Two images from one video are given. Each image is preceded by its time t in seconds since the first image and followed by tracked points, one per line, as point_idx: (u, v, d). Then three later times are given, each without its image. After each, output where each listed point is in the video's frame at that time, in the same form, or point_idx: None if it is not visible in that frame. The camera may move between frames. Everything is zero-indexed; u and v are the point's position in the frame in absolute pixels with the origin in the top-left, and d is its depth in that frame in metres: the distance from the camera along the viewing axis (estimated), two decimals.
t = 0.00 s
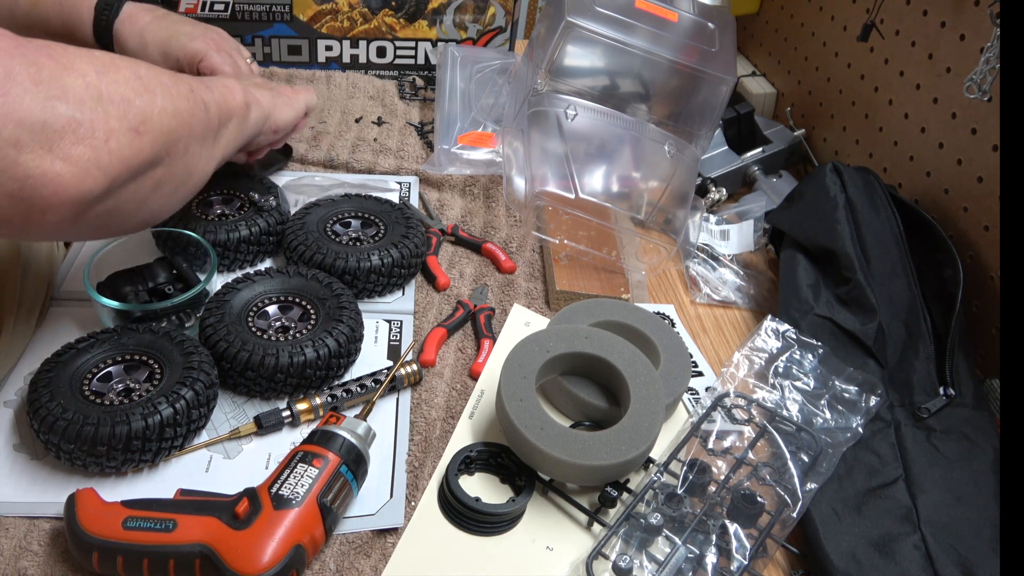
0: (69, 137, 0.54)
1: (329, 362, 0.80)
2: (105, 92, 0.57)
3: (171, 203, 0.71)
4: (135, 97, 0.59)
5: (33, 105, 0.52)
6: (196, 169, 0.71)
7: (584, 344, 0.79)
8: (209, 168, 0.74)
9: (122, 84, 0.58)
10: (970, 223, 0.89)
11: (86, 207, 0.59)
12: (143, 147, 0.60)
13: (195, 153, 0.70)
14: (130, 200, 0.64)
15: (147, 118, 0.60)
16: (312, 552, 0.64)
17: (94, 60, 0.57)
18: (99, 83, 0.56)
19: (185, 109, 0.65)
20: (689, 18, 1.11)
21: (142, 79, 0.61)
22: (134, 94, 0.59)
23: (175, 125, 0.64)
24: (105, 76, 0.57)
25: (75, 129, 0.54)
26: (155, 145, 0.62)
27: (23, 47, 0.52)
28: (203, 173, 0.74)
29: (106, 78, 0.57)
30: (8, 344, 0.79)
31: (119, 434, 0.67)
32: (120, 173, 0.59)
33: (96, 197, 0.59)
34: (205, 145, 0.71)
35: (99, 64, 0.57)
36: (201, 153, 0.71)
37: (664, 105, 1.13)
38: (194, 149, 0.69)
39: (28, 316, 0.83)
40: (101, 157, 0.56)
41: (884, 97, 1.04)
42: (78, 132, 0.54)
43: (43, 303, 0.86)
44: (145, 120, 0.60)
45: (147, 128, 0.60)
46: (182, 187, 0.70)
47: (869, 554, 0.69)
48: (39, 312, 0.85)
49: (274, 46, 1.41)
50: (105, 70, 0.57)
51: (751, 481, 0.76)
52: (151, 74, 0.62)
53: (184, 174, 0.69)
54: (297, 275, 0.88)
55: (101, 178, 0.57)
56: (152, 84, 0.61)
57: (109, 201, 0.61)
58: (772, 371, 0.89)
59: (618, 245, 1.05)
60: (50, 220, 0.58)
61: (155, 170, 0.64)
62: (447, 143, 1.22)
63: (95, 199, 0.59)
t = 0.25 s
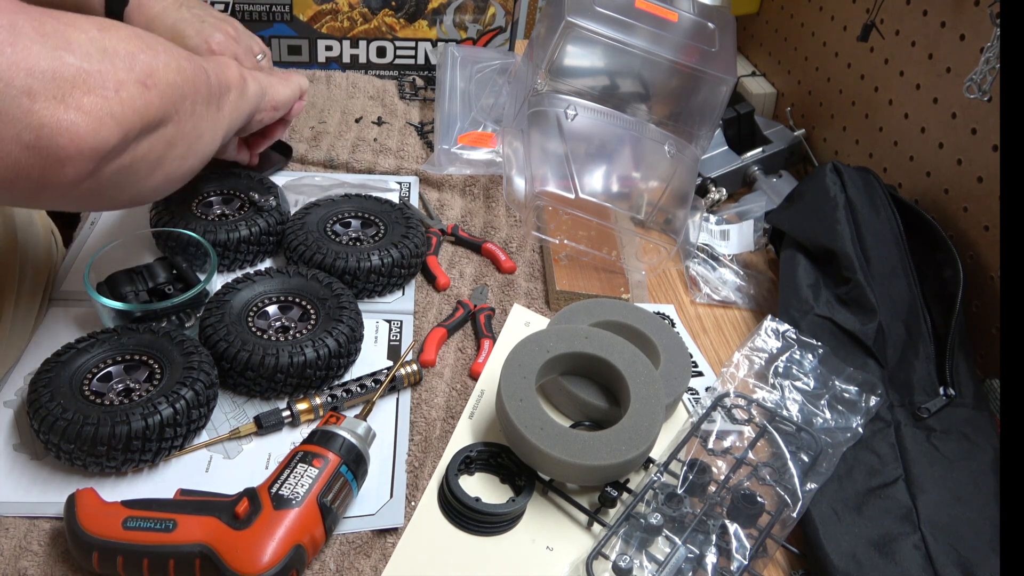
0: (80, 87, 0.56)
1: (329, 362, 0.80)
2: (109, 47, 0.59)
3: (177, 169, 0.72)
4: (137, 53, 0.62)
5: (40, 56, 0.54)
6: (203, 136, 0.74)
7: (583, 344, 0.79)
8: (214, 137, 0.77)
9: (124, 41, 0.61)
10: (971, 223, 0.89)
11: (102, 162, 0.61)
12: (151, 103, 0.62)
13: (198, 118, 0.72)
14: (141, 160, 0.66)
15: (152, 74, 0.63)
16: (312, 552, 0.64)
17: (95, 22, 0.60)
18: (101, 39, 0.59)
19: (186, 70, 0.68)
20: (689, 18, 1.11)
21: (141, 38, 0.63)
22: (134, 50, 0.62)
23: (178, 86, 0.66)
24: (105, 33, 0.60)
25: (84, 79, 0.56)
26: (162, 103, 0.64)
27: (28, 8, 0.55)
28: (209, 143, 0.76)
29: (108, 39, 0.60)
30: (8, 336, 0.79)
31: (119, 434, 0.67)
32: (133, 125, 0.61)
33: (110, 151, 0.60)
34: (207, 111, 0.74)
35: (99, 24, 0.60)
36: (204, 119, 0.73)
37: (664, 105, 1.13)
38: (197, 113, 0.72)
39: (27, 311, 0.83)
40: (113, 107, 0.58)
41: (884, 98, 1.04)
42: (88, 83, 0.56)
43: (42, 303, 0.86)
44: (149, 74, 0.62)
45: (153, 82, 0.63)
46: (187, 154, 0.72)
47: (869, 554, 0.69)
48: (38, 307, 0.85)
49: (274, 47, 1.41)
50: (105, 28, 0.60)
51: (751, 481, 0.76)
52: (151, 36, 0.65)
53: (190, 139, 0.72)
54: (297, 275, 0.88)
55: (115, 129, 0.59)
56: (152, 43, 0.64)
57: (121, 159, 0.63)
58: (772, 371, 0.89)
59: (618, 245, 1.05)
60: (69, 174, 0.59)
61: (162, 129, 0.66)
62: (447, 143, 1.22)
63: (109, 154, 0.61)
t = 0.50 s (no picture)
0: (82, 68, 0.56)
1: (329, 362, 0.80)
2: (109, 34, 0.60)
3: (178, 163, 0.73)
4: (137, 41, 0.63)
5: (40, 37, 0.55)
6: (204, 129, 0.75)
7: (583, 344, 0.79)
8: (215, 132, 0.78)
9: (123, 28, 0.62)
10: (970, 223, 0.89)
11: (106, 146, 0.61)
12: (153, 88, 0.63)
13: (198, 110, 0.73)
14: (144, 148, 0.67)
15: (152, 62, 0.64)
16: (312, 552, 0.64)
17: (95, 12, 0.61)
18: (102, 27, 0.60)
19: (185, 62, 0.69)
20: (689, 18, 1.11)
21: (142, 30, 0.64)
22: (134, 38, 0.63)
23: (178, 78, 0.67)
24: (105, 21, 0.61)
25: (86, 60, 0.57)
26: (163, 88, 0.65)
27: None
28: (210, 136, 0.77)
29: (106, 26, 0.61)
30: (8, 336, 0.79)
31: (119, 434, 0.67)
32: (136, 108, 0.62)
33: (113, 135, 0.61)
34: (206, 105, 0.75)
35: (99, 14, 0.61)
36: (205, 111, 0.74)
37: (664, 105, 1.13)
38: (198, 104, 0.73)
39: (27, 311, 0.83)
40: (115, 88, 0.59)
41: (884, 98, 1.04)
42: (90, 65, 0.57)
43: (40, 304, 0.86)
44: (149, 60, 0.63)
45: (154, 66, 0.64)
46: (190, 148, 0.73)
47: (869, 554, 0.69)
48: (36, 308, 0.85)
49: (274, 47, 1.41)
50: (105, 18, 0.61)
51: (751, 481, 0.76)
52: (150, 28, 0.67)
53: (192, 130, 0.72)
54: (297, 275, 0.88)
55: (119, 110, 0.60)
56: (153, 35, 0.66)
57: (124, 145, 0.64)
58: (772, 371, 0.89)
59: (618, 245, 1.05)
60: (73, 155, 0.59)
61: (165, 117, 0.67)
62: (446, 143, 1.22)
63: (113, 138, 0.61)
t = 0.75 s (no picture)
0: (65, 107, 0.56)
1: (329, 362, 0.80)
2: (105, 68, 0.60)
3: (171, 189, 0.73)
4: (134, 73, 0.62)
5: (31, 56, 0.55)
6: (203, 159, 0.75)
7: (583, 344, 0.79)
8: (217, 158, 0.77)
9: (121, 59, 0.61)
10: (971, 223, 0.89)
11: (88, 179, 0.61)
12: (144, 125, 0.63)
13: (199, 139, 0.72)
14: (132, 180, 0.66)
15: (148, 96, 0.63)
16: (312, 552, 0.64)
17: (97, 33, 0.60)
18: (99, 57, 0.60)
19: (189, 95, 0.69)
20: (689, 17, 1.11)
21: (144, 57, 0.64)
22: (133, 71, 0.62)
23: (178, 111, 0.67)
24: (104, 51, 0.60)
25: (71, 98, 0.56)
26: (156, 125, 0.64)
27: (22, 20, 0.56)
28: (211, 162, 0.76)
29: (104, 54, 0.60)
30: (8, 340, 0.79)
31: (119, 434, 0.67)
32: (122, 147, 0.61)
33: (96, 170, 0.61)
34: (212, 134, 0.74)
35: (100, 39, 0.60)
36: (208, 141, 0.74)
37: (664, 105, 1.13)
38: (202, 135, 0.72)
39: (26, 314, 0.83)
40: (98, 128, 0.58)
41: (884, 98, 1.04)
42: (75, 103, 0.57)
43: (40, 301, 0.86)
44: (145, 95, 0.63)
45: (147, 105, 0.63)
46: (184, 175, 0.73)
47: (869, 554, 0.69)
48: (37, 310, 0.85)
49: (274, 46, 1.41)
50: (106, 44, 0.60)
51: (751, 481, 0.76)
52: (158, 57, 0.66)
53: (187, 161, 0.72)
54: (297, 275, 0.88)
55: (100, 151, 0.59)
56: (156, 64, 0.65)
57: (109, 178, 0.64)
58: (772, 371, 0.89)
59: (618, 245, 1.05)
60: (51, 189, 0.59)
61: (157, 151, 0.67)
62: (446, 143, 1.21)
63: (96, 171, 0.61)
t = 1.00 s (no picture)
0: (64, 115, 0.56)
1: (329, 362, 0.80)
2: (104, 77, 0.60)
3: (170, 196, 0.73)
4: (134, 79, 0.62)
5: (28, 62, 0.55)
6: (202, 165, 0.74)
7: (584, 344, 0.79)
8: (216, 165, 0.77)
9: (121, 66, 0.61)
10: (971, 223, 0.89)
11: (86, 187, 0.61)
12: (143, 133, 0.63)
13: (200, 146, 0.72)
14: (130, 187, 0.66)
15: (148, 103, 0.63)
16: (312, 552, 0.64)
17: (97, 41, 0.61)
18: (98, 64, 0.60)
19: (189, 102, 0.69)
20: (689, 17, 1.11)
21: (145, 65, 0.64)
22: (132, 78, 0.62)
23: (177, 117, 0.67)
24: (104, 58, 0.60)
25: (70, 107, 0.56)
26: (156, 132, 0.64)
27: (20, 28, 0.56)
28: (210, 169, 0.76)
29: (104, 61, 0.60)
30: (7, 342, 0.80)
31: (119, 434, 0.67)
32: (121, 154, 0.61)
33: (95, 179, 0.61)
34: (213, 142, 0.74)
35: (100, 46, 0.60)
36: (208, 148, 0.74)
37: (664, 105, 1.13)
38: (202, 142, 0.72)
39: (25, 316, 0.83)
40: (97, 137, 0.58)
41: (884, 98, 1.04)
42: (74, 111, 0.57)
43: (40, 302, 0.86)
44: (145, 103, 0.63)
45: (147, 112, 0.63)
46: (184, 181, 0.73)
47: (869, 554, 0.69)
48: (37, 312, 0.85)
49: (274, 46, 1.41)
50: (105, 51, 0.61)
51: (751, 481, 0.76)
52: (158, 64, 0.66)
53: (186, 167, 0.72)
54: (297, 275, 0.88)
55: (99, 159, 0.59)
56: (156, 70, 0.65)
57: (108, 186, 0.63)
58: (772, 371, 0.89)
59: (618, 245, 1.05)
60: (51, 198, 0.59)
61: (156, 159, 0.67)
62: (447, 143, 1.21)
63: (95, 180, 0.61)
